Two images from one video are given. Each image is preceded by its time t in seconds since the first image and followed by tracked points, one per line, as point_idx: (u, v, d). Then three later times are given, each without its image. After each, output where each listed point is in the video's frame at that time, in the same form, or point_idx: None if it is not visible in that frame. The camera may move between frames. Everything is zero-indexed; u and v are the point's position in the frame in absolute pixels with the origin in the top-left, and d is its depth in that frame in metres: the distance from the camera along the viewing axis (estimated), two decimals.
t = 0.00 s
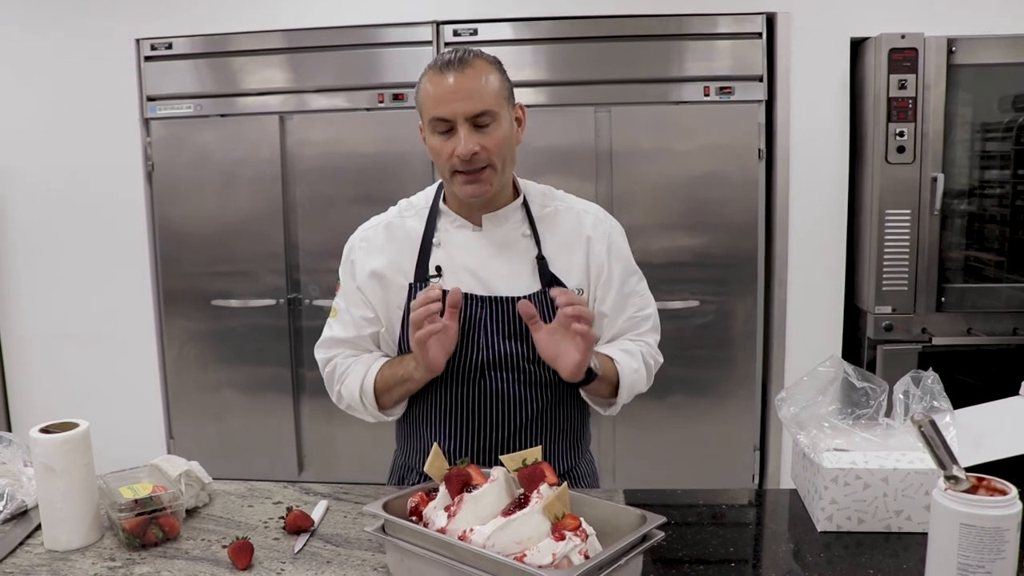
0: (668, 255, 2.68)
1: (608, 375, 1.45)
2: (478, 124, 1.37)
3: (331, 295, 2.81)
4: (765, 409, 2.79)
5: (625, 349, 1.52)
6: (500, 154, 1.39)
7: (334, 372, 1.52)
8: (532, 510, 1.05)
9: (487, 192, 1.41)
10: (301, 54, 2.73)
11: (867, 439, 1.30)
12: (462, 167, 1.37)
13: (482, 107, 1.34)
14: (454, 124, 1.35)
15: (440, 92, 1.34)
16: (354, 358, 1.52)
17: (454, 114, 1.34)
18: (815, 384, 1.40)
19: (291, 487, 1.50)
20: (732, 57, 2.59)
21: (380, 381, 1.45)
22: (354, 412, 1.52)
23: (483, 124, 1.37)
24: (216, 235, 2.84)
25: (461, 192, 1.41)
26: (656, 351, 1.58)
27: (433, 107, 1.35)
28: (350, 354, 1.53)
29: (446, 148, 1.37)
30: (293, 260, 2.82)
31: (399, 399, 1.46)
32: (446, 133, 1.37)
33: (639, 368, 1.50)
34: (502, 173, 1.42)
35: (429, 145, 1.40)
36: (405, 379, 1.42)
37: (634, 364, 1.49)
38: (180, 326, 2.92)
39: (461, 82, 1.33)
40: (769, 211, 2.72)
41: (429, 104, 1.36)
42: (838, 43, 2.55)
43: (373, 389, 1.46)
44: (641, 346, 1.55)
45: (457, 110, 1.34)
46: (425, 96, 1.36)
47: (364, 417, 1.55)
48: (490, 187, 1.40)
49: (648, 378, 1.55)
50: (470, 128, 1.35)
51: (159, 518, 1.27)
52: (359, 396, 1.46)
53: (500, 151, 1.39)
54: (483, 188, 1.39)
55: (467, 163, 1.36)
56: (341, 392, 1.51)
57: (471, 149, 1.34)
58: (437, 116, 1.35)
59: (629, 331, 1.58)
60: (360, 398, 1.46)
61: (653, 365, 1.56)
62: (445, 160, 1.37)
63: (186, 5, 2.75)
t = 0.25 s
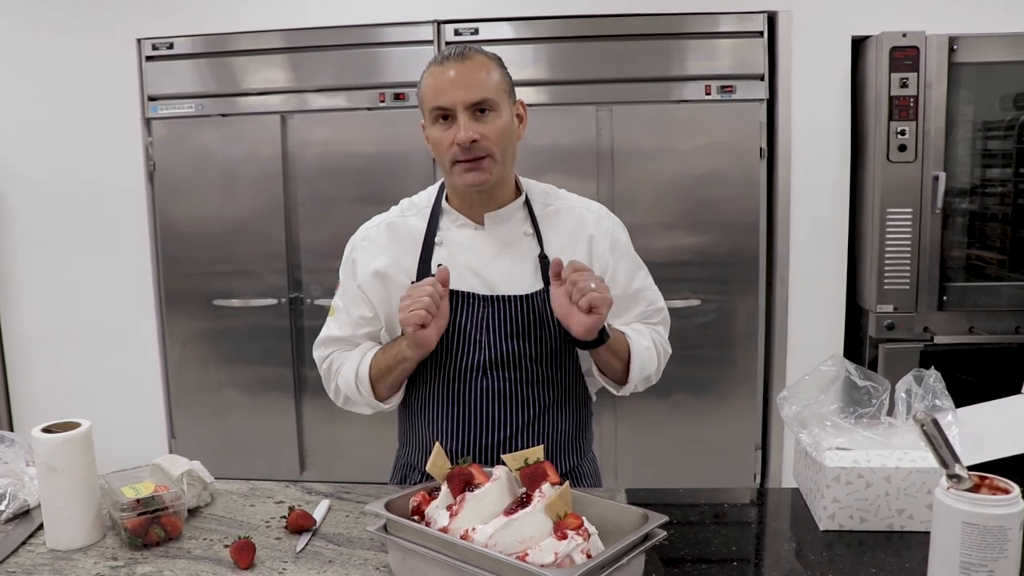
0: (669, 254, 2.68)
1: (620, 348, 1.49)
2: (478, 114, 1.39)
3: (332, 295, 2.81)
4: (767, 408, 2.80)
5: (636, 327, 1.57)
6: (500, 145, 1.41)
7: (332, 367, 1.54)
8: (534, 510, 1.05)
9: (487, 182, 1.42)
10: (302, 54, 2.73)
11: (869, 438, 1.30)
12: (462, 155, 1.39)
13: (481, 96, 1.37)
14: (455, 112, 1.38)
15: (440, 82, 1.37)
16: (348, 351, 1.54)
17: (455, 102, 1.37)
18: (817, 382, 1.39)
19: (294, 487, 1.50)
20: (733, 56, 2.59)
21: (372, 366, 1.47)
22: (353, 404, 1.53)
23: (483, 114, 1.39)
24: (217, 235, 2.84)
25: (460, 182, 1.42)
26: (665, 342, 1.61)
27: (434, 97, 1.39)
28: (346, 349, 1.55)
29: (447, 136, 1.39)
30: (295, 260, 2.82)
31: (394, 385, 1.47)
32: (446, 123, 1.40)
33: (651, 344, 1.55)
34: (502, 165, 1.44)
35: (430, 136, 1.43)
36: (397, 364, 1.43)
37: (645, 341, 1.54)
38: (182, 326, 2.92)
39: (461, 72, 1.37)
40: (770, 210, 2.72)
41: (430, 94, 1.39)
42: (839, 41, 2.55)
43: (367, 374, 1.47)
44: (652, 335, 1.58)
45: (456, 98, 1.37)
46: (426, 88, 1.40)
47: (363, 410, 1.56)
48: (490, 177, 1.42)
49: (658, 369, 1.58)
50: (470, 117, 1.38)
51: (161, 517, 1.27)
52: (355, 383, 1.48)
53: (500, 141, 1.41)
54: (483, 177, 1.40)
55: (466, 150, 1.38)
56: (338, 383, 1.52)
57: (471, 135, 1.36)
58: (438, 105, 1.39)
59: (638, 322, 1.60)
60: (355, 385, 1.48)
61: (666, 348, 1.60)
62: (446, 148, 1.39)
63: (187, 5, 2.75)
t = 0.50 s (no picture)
0: (671, 253, 2.68)
1: (612, 356, 1.50)
2: (482, 110, 1.40)
3: (334, 294, 2.82)
4: (768, 407, 2.80)
5: (629, 332, 1.57)
6: (504, 141, 1.41)
7: (337, 368, 1.54)
8: (535, 509, 1.05)
9: (489, 177, 1.42)
10: (304, 53, 2.73)
11: (871, 436, 1.30)
12: (465, 149, 1.39)
13: (486, 91, 1.38)
14: (459, 107, 1.39)
15: (446, 77, 1.38)
16: (354, 351, 1.55)
17: (459, 96, 1.38)
18: (819, 381, 1.39)
19: (296, 485, 1.50)
20: (734, 55, 2.59)
21: (381, 368, 1.47)
22: (359, 404, 1.54)
23: (487, 110, 1.40)
24: (218, 234, 2.84)
25: (463, 177, 1.42)
26: (662, 345, 1.62)
27: (439, 91, 1.39)
28: (351, 350, 1.55)
29: (451, 130, 1.40)
30: (296, 259, 2.82)
31: (402, 385, 1.48)
32: (451, 117, 1.41)
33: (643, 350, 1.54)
34: (505, 161, 1.44)
35: (434, 131, 1.44)
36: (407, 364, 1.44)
37: (638, 347, 1.54)
38: (183, 325, 2.92)
39: (467, 67, 1.38)
40: (772, 209, 2.71)
41: (435, 88, 1.40)
42: (841, 40, 2.55)
43: (375, 376, 1.48)
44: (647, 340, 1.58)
45: (462, 93, 1.38)
46: (432, 83, 1.41)
47: (368, 409, 1.57)
48: (493, 172, 1.42)
49: (653, 372, 1.59)
50: (474, 112, 1.39)
51: (163, 515, 1.27)
52: (363, 384, 1.49)
53: (503, 137, 1.41)
54: (486, 171, 1.40)
55: (469, 145, 1.38)
56: (345, 384, 1.53)
57: (474, 129, 1.36)
58: (443, 99, 1.39)
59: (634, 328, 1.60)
60: (363, 387, 1.49)
61: (660, 354, 1.60)
62: (450, 143, 1.40)
63: (189, 4, 2.75)
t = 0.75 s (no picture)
0: (673, 253, 2.68)
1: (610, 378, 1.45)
2: (488, 112, 1.40)
3: (335, 294, 2.82)
4: (770, 407, 2.79)
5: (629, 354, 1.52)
6: (508, 144, 1.42)
7: (340, 371, 1.54)
8: (538, 509, 1.05)
9: (492, 179, 1.42)
10: (306, 53, 2.73)
11: (874, 437, 1.30)
12: (469, 150, 1.39)
13: (493, 93, 1.39)
14: (466, 108, 1.39)
15: (453, 77, 1.39)
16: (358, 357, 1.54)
17: (466, 97, 1.38)
18: (820, 381, 1.39)
19: (298, 486, 1.51)
20: (736, 55, 2.59)
21: (386, 377, 1.47)
22: (362, 409, 1.54)
23: (493, 112, 1.41)
24: (220, 234, 2.84)
25: (467, 179, 1.42)
26: (661, 349, 1.59)
27: (446, 91, 1.40)
28: (355, 352, 1.55)
29: (456, 130, 1.40)
30: (298, 259, 2.82)
31: (406, 394, 1.48)
32: (456, 118, 1.41)
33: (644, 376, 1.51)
34: (509, 164, 1.44)
35: (439, 131, 1.44)
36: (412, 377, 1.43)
37: (639, 371, 1.50)
38: (185, 324, 2.92)
39: (475, 68, 1.38)
40: (774, 209, 2.71)
41: (442, 88, 1.40)
42: (843, 40, 2.55)
43: (380, 384, 1.48)
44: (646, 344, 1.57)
45: (469, 94, 1.38)
46: (439, 82, 1.42)
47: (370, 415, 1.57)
48: (497, 174, 1.42)
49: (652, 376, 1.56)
50: (480, 114, 1.39)
51: (166, 516, 1.27)
52: (366, 392, 1.48)
53: (508, 140, 1.41)
54: (489, 173, 1.41)
55: (474, 146, 1.38)
56: (348, 389, 1.53)
57: (480, 130, 1.37)
58: (450, 99, 1.40)
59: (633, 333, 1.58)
60: (366, 394, 1.48)
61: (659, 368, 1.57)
62: (455, 143, 1.40)
63: (191, 4, 2.75)
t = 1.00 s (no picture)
0: (674, 253, 2.68)
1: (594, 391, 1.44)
2: (492, 111, 1.41)
3: (336, 294, 2.82)
4: (771, 408, 2.79)
5: (620, 361, 1.52)
6: (511, 144, 1.42)
7: (341, 375, 1.54)
8: (538, 509, 1.05)
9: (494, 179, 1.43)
10: (307, 53, 2.73)
11: (875, 437, 1.30)
12: (473, 149, 1.40)
13: (497, 93, 1.39)
14: (470, 107, 1.40)
15: (458, 75, 1.39)
16: (358, 361, 1.53)
17: (471, 96, 1.39)
18: (821, 382, 1.39)
19: (299, 485, 1.51)
20: (737, 55, 2.59)
21: (385, 386, 1.46)
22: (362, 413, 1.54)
23: (497, 112, 1.41)
24: (221, 233, 2.84)
25: (468, 178, 1.43)
26: (659, 351, 1.59)
27: (451, 88, 1.40)
28: (355, 356, 1.54)
29: (459, 129, 1.40)
30: (299, 259, 2.82)
31: (406, 404, 1.47)
32: (460, 116, 1.42)
33: (636, 383, 1.50)
34: (511, 165, 1.45)
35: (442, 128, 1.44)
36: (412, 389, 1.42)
37: (631, 379, 1.49)
38: (186, 324, 2.92)
39: (480, 67, 1.39)
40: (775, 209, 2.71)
41: (447, 86, 1.40)
42: (844, 41, 2.55)
43: (379, 394, 1.47)
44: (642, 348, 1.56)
45: (474, 93, 1.39)
46: (443, 79, 1.41)
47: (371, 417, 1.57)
48: (498, 175, 1.42)
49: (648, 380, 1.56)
50: (484, 113, 1.40)
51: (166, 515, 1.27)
52: (365, 400, 1.48)
53: (511, 140, 1.42)
54: (492, 173, 1.41)
55: (477, 145, 1.39)
56: (348, 394, 1.52)
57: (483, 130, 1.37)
58: (454, 98, 1.40)
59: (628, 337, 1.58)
60: (365, 402, 1.48)
61: (653, 374, 1.56)
62: (457, 141, 1.41)
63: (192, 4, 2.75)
